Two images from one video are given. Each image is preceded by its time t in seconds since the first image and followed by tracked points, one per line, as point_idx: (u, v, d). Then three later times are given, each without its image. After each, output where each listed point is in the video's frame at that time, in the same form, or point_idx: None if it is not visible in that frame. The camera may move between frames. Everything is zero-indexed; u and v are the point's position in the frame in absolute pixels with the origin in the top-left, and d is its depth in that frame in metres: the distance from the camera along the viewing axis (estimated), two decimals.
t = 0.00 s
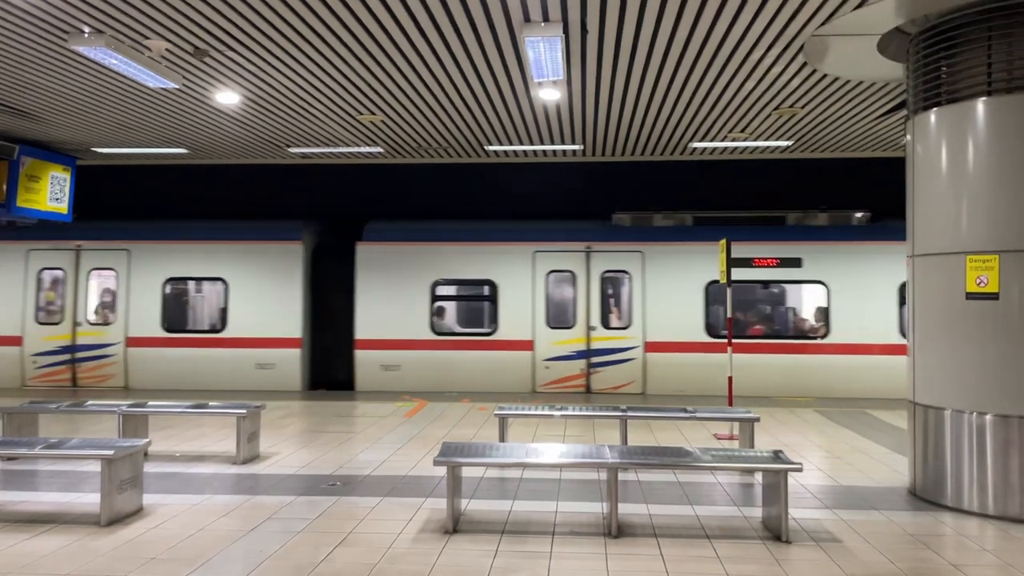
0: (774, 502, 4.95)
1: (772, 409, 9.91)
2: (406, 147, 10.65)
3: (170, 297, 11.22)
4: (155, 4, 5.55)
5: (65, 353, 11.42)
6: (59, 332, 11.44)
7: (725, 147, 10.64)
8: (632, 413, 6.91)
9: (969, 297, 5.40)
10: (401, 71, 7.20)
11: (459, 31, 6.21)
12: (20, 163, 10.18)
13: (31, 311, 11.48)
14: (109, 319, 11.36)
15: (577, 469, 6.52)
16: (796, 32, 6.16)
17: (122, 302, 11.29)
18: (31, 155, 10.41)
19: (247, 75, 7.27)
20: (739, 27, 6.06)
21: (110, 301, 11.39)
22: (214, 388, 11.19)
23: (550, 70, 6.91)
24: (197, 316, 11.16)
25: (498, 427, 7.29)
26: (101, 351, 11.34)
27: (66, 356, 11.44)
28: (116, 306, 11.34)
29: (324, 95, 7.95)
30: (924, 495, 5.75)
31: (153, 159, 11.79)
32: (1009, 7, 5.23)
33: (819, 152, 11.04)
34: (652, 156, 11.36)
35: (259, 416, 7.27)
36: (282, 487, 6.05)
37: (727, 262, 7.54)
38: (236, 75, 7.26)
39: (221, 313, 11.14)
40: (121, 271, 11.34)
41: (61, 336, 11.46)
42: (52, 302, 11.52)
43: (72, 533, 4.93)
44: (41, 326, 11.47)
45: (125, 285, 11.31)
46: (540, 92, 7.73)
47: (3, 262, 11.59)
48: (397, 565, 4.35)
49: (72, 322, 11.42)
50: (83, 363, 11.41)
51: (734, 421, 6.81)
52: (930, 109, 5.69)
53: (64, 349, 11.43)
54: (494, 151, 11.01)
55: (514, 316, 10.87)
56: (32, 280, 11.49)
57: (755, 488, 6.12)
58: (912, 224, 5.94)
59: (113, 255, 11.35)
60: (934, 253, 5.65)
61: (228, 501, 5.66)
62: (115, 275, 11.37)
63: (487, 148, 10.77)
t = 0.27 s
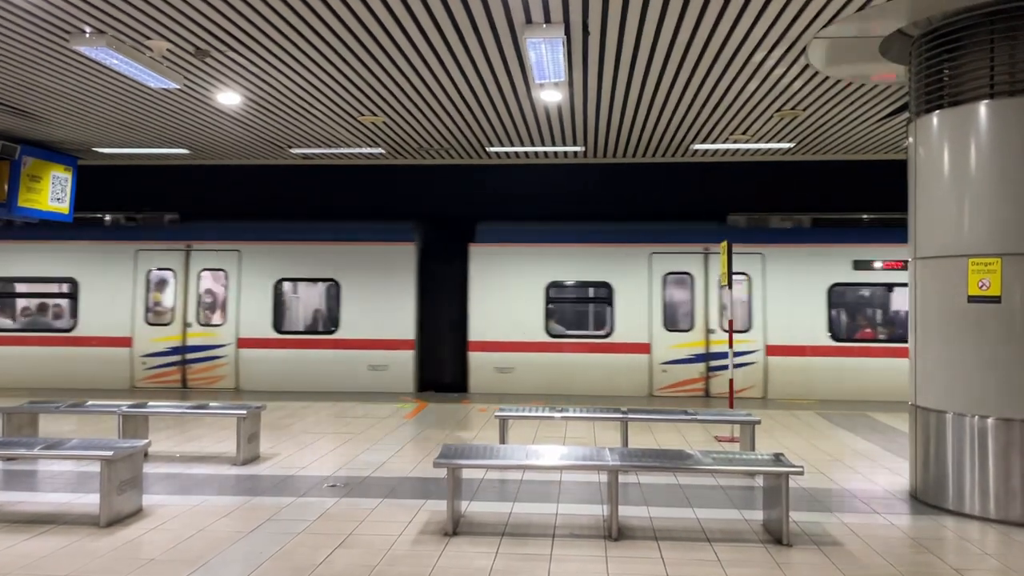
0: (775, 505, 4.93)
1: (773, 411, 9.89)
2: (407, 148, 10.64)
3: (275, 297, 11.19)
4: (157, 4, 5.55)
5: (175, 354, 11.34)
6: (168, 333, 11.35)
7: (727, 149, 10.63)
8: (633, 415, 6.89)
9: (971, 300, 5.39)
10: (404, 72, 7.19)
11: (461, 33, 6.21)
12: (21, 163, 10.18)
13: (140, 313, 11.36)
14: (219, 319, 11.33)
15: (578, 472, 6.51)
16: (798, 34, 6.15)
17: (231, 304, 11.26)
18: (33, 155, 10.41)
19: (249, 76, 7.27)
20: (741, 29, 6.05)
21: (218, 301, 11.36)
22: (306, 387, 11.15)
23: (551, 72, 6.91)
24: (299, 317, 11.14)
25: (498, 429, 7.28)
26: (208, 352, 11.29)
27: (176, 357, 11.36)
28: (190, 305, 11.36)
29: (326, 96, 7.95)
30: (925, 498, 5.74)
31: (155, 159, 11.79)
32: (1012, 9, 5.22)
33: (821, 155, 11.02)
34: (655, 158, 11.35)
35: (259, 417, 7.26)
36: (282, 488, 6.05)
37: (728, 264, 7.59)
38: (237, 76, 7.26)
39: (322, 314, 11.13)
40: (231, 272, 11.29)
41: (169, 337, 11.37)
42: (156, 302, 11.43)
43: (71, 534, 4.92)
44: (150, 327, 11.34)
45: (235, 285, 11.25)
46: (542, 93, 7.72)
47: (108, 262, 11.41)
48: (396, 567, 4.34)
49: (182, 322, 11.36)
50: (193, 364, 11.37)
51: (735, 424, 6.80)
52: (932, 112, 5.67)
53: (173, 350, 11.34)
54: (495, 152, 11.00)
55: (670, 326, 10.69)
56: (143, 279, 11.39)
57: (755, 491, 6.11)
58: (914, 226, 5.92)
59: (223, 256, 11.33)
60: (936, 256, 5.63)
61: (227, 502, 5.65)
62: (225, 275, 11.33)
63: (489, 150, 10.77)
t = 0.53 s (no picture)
0: (773, 506, 4.92)
1: (771, 412, 9.89)
2: (406, 147, 10.62)
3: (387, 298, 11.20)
4: (155, 3, 5.54)
5: (287, 354, 11.41)
6: (281, 333, 11.38)
7: (726, 149, 10.62)
8: (630, 416, 6.88)
9: (970, 301, 5.38)
10: (402, 72, 7.18)
11: (459, 31, 6.19)
12: (19, 162, 10.16)
13: (248, 311, 11.39)
14: (332, 319, 11.35)
15: (576, 472, 6.50)
16: (797, 34, 6.14)
17: (342, 305, 11.27)
18: (31, 153, 10.39)
19: (247, 75, 7.26)
20: (740, 28, 6.04)
21: (327, 303, 11.39)
22: (456, 390, 11.14)
23: (550, 71, 6.90)
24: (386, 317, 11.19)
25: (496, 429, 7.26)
26: (321, 352, 11.35)
27: (287, 357, 11.43)
28: (278, 304, 11.41)
29: (324, 95, 7.94)
30: (924, 499, 5.72)
31: (153, 158, 11.78)
32: (1011, 9, 5.21)
33: (820, 155, 11.02)
34: (654, 158, 11.33)
35: (257, 416, 7.25)
36: (279, 488, 6.03)
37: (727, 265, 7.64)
38: (235, 75, 7.25)
39: (418, 314, 11.14)
40: (341, 271, 11.31)
41: (280, 337, 11.40)
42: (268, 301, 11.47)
43: (67, 534, 4.90)
44: (262, 327, 11.36)
45: (347, 287, 11.27)
46: (540, 93, 7.72)
47: (214, 261, 11.44)
48: (393, 568, 4.33)
49: (293, 322, 11.39)
50: (303, 364, 11.46)
51: (733, 425, 6.78)
52: (932, 112, 5.66)
53: (284, 350, 11.40)
54: (494, 152, 10.99)
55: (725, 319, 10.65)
56: (250, 280, 11.41)
57: (753, 491, 6.11)
58: (913, 227, 5.91)
59: (333, 255, 11.32)
60: (935, 257, 5.62)
61: (224, 502, 5.63)
62: (335, 275, 11.35)
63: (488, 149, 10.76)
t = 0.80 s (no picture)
0: (770, 505, 4.91)
1: (769, 410, 9.88)
2: (404, 145, 10.61)
3: (499, 299, 10.73)
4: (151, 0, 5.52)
5: (396, 354, 11.00)
6: (389, 333, 10.98)
7: (724, 147, 10.61)
8: (628, 414, 6.87)
9: (967, 300, 5.38)
10: (401, 70, 7.17)
11: (456, 29, 6.18)
12: (16, 159, 10.14)
13: (360, 311, 10.99)
14: (439, 319, 10.90)
15: (573, 470, 6.50)
16: (795, 33, 6.13)
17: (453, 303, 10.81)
18: (28, 151, 10.37)
19: (245, 72, 7.25)
20: (738, 27, 6.03)
21: (438, 303, 10.92)
22: (564, 390, 10.61)
23: (548, 69, 6.88)
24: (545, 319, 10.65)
25: (494, 427, 7.25)
26: (433, 352, 10.90)
27: (397, 357, 11.02)
28: (402, 305, 10.99)
29: (321, 93, 7.92)
30: (921, 498, 5.72)
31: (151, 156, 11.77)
32: (1009, 8, 5.20)
33: (818, 154, 11.01)
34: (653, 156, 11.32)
35: (254, 415, 7.24)
36: (276, 486, 6.03)
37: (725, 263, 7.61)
38: (233, 72, 7.23)
39: (516, 314, 10.71)
40: (453, 271, 10.86)
41: (390, 336, 11.00)
42: (377, 301, 11.07)
43: (63, 532, 4.90)
44: (371, 326, 10.96)
45: (456, 288, 10.81)
46: (538, 91, 7.70)
47: (323, 263, 11.03)
48: (389, 566, 4.32)
49: (402, 322, 10.98)
50: (413, 364, 11.02)
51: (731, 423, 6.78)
52: (929, 111, 5.66)
53: (394, 350, 11.00)
54: (493, 150, 10.98)
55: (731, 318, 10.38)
56: (413, 279, 10.97)
57: (750, 490, 6.11)
58: (911, 225, 5.90)
59: (445, 255, 10.88)
60: (932, 256, 5.62)
61: (221, 500, 5.63)
62: (445, 275, 10.90)
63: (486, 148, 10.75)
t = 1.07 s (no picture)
0: (768, 502, 4.92)
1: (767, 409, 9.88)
2: (403, 143, 10.61)
3: (606, 296, 10.58)
4: None
5: (502, 354, 10.84)
6: (496, 332, 10.84)
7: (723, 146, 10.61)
8: (626, 412, 6.88)
9: (965, 298, 5.38)
10: (400, 67, 7.16)
11: (455, 27, 6.17)
12: (15, 157, 10.13)
13: (463, 310, 10.89)
14: (542, 318, 10.74)
15: (572, 468, 6.50)
16: (793, 31, 6.13)
17: (557, 301, 10.67)
18: (27, 149, 10.36)
19: (243, 70, 7.24)
20: (737, 24, 6.03)
21: (547, 302, 10.75)
22: (666, 391, 10.43)
23: (547, 67, 6.88)
24: (662, 319, 10.46)
25: (493, 425, 7.24)
26: (537, 352, 10.71)
27: (501, 357, 10.86)
28: (500, 304, 10.86)
29: (320, 90, 7.91)
30: (919, 496, 5.73)
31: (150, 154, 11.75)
32: (1008, 6, 5.20)
33: (817, 152, 11.02)
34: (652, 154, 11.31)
35: (253, 412, 7.25)
36: (274, 484, 6.03)
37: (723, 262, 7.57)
38: (231, 70, 7.23)
39: (614, 314, 10.56)
40: (558, 271, 10.72)
41: (496, 336, 10.85)
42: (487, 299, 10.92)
43: (61, 529, 4.90)
44: (477, 325, 10.84)
45: (563, 285, 10.67)
46: (537, 89, 7.70)
47: (431, 260, 10.92)
48: (387, 564, 4.32)
49: (508, 322, 10.83)
50: (519, 364, 10.83)
51: (729, 421, 6.78)
52: (928, 109, 5.66)
53: (499, 350, 10.85)
54: (491, 148, 10.98)
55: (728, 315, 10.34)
56: (518, 279, 10.82)
57: (749, 488, 6.11)
58: (909, 224, 5.91)
59: (550, 254, 10.75)
60: (931, 254, 5.62)
61: (219, 498, 5.63)
62: (552, 275, 10.75)
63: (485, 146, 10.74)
